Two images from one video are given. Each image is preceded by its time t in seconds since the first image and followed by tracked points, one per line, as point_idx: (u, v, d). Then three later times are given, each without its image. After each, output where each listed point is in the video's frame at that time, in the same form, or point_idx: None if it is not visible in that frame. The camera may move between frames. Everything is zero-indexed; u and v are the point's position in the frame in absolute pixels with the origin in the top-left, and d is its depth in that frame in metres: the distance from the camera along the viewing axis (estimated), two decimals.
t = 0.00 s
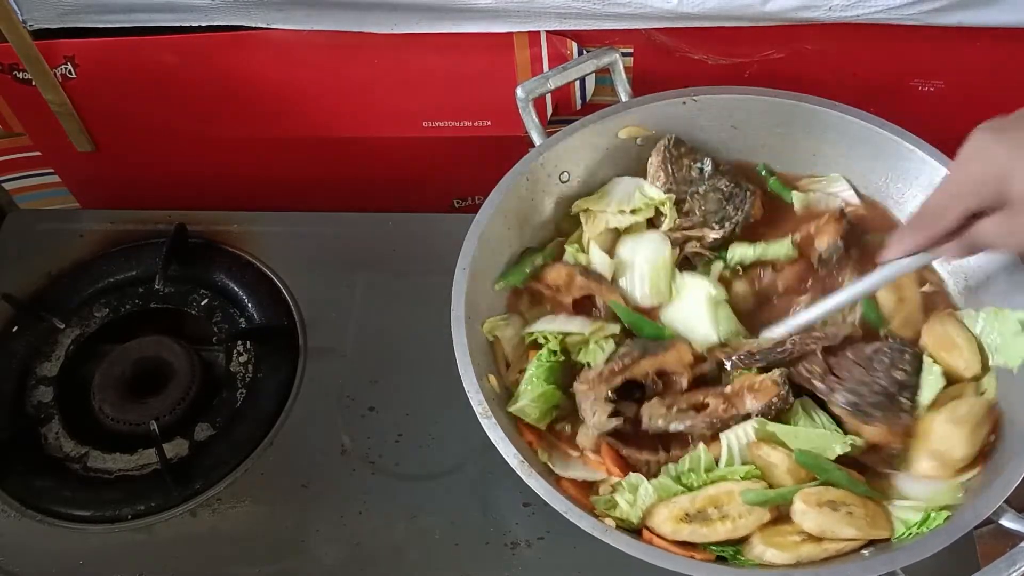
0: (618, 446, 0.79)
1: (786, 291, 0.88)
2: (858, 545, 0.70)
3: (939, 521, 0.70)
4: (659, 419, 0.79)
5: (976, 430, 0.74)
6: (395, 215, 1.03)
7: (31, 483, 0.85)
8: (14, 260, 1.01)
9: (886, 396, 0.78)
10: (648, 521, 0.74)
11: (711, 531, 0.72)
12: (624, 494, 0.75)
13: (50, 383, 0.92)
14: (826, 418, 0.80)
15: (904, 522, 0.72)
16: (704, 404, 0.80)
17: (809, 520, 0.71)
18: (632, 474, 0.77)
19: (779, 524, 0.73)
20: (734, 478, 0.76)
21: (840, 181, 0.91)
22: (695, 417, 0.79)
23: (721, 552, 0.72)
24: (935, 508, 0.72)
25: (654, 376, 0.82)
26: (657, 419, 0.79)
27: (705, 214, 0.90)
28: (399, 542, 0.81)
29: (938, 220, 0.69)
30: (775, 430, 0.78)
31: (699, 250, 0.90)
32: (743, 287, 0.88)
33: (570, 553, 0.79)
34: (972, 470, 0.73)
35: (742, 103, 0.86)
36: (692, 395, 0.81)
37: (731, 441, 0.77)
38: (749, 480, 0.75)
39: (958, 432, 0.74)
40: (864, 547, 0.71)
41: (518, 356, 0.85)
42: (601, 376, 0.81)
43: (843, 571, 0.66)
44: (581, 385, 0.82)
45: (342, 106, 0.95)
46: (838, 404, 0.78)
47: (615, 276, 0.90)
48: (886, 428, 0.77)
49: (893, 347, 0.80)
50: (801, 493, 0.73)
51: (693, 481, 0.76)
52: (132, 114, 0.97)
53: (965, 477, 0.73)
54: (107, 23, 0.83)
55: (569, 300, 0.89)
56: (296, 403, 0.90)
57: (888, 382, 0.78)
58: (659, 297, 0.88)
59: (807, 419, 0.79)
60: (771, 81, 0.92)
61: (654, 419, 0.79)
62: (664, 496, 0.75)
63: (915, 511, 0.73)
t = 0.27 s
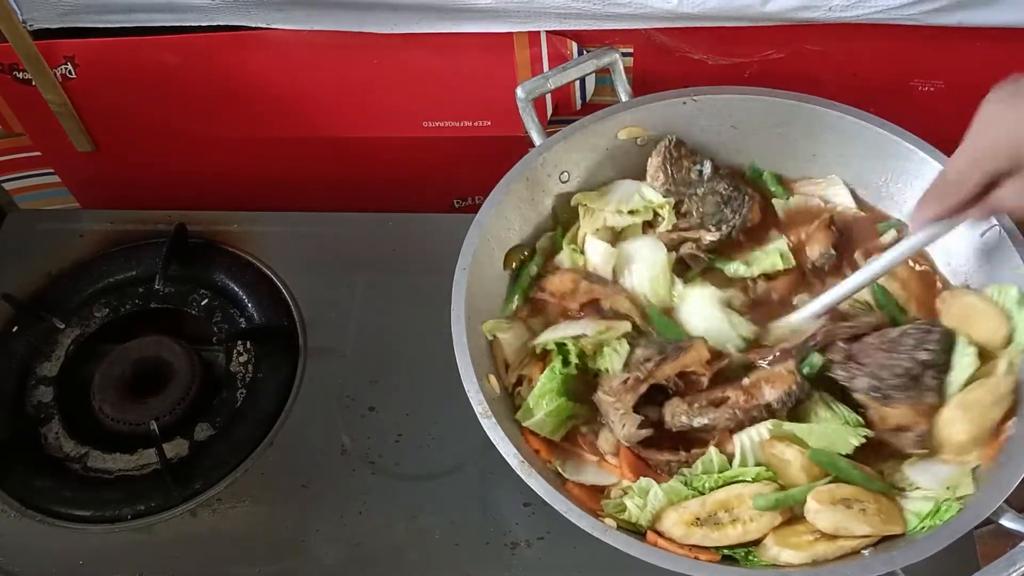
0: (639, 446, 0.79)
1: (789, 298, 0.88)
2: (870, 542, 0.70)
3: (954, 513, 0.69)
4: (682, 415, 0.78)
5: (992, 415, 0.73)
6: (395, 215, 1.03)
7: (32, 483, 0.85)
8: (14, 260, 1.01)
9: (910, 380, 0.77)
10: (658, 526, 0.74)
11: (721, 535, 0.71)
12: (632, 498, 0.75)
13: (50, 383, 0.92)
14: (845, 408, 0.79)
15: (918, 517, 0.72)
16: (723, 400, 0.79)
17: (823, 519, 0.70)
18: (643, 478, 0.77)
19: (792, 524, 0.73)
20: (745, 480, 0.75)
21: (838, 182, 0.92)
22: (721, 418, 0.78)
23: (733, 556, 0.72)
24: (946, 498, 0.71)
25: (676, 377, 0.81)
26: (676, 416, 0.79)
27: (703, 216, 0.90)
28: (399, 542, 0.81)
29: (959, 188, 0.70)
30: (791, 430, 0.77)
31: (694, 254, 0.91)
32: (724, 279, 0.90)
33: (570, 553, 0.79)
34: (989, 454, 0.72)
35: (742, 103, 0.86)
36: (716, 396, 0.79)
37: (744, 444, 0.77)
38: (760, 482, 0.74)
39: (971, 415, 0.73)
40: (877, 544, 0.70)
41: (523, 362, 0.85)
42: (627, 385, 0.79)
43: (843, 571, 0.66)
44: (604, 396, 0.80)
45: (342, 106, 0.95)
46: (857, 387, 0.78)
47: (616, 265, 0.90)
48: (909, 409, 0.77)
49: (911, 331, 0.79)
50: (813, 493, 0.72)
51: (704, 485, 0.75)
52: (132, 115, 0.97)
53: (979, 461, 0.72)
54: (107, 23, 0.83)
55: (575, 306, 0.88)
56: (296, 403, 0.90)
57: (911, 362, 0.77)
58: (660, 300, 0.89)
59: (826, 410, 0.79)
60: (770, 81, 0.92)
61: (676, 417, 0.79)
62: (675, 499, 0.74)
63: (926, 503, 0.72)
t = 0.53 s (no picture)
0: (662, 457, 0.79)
1: (786, 291, 0.88)
2: (889, 534, 0.70)
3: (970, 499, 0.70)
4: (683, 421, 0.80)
5: (981, 400, 0.75)
6: (395, 215, 1.03)
7: (31, 483, 0.85)
8: (14, 260, 1.01)
9: (897, 352, 0.79)
10: (677, 532, 0.73)
11: (740, 536, 0.71)
12: (649, 507, 0.75)
13: (50, 383, 0.92)
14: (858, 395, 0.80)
15: (932, 505, 0.72)
16: (747, 395, 0.81)
17: (840, 514, 0.70)
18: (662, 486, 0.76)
19: (809, 522, 0.73)
20: (763, 481, 0.75)
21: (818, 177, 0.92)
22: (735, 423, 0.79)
23: (753, 556, 0.72)
24: (958, 485, 0.71)
25: (690, 385, 0.81)
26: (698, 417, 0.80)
27: (698, 217, 0.90)
28: (399, 541, 0.81)
29: (965, 163, 0.74)
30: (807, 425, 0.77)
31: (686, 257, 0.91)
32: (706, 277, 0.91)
33: (571, 553, 0.79)
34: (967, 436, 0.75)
35: (742, 103, 0.86)
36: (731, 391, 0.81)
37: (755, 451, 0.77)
38: (778, 484, 0.75)
39: (967, 398, 0.75)
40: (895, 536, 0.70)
41: (516, 366, 0.82)
42: (642, 396, 0.80)
43: (843, 570, 0.66)
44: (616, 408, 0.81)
45: (342, 106, 0.95)
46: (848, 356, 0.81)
47: (610, 282, 0.90)
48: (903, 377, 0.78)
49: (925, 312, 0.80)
50: (829, 488, 0.72)
51: (721, 489, 0.75)
52: (132, 115, 0.97)
53: (960, 441, 0.75)
54: (107, 23, 0.83)
55: (586, 331, 0.87)
56: (296, 403, 0.90)
57: (903, 338, 0.79)
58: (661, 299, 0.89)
59: (843, 396, 0.80)
60: (771, 82, 0.92)
61: (707, 421, 0.79)
62: (694, 505, 0.74)
63: (939, 490, 0.72)
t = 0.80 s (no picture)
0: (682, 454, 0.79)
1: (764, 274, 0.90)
2: (899, 528, 0.70)
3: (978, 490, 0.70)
4: (669, 428, 0.78)
5: (964, 403, 0.76)
6: (395, 216, 1.03)
7: (31, 483, 0.85)
8: (14, 260, 1.01)
9: (897, 349, 0.79)
10: (686, 532, 0.73)
11: (750, 537, 0.71)
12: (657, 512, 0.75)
13: (51, 383, 0.92)
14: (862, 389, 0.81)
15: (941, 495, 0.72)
16: (777, 382, 0.80)
17: (849, 510, 0.70)
18: (671, 489, 0.76)
19: (818, 518, 0.73)
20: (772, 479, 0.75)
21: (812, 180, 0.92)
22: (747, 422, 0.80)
23: (764, 554, 0.72)
24: (965, 475, 0.72)
25: (707, 379, 0.81)
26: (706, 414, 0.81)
27: (684, 217, 0.90)
28: (399, 541, 0.81)
29: (943, 125, 0.72)
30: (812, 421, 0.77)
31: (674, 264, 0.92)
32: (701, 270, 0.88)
33: (571, 553, 0.79)
34: (948, 433, 0.76)
35: (742, 103, 0.86)
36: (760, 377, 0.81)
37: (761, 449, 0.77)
38: (786, 481, 0.74)
39: (945, 399, 0.76)
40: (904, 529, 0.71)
41: (527, 373, 0.84)
42: (664, 393, 0.80)
43: (843, 570, 0.66)
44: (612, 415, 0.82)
45: (342, 106, 0.95)
46: (848, 343, 0.82)
47: (609, 292, 0.90)
48: (897, 378, 0.80)
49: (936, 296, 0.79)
50: (836, 484, 0.72)
51: (730, 489, 0.75)
52: (132, 115, 0.97)
53: (938, 437, 0.76)
54: (107, 23, 0.84)
55: (593, 355, 0.86)
56: (296, 403, 0.90)
57: (904, 333, 0.79)
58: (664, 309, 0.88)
59: (856, 388, 0.81)
60: (771, 82, 0.92)
61: (739, 406, 0.79)
62: (703, 506, 0.74)
63: (947, 481, 0.72)
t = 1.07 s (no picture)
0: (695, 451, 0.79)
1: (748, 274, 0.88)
2: (904, 525, 0.71)
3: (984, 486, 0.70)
4: (709, 399, 0.78)
5: (968, 397, 0.77)
6: (395, 216, 1.03)
7: (31, 483, 0.85)
8: (14, 260, 1.01)
9: (902, 343, 0.80)
10: (690, 533, 0.73)
11: (755, 536, 0.71)
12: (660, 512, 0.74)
13: (50, 383, 0.92)
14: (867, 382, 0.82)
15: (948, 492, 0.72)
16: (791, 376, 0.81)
17: (855, 509, 0.70)
18: (675, 490, 0.75)
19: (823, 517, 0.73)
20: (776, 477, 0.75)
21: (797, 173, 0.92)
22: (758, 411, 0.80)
23: (770, 553, 0.72)
24: (971, 472, 0.72)
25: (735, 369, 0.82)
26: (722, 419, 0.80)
27: (678, 211, 0.90)
28: (399, 541, 0.81)
29: (890, 141, 0.63)
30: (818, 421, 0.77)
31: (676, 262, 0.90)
32: (708, 261, 0.87)
33: (571, 553, 0.79)
34: (950, 428, 0.77)
35: (742, 103, 0.86)
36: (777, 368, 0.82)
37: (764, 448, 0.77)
38: (791, 480, 0.74)
39: (948, 394, 0.77)
40: (910, 526, 0.71)
41: (532, 382, 0.83)
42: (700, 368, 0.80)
43: (843, 570, 0.66)
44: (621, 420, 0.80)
45: (342, 106, 0.95)
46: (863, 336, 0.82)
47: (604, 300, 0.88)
48: (902, 373, 0.80)
49: (938, 288, 0.79)
50: (841, 483, 0.72)
51: (735, 488, 0.74)
52: (132, 115, 0.97)
53: (941, 432, 0.77)
54: (107, 23, 0.84)
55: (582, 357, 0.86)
56: (296, 403, 0.90)
57: (909, 328, 0.79)
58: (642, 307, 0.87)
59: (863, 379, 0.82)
60: (771, 82, 0.92)
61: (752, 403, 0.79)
62: (707, 507, 0.74)
63: (955, 477, 0.72)
